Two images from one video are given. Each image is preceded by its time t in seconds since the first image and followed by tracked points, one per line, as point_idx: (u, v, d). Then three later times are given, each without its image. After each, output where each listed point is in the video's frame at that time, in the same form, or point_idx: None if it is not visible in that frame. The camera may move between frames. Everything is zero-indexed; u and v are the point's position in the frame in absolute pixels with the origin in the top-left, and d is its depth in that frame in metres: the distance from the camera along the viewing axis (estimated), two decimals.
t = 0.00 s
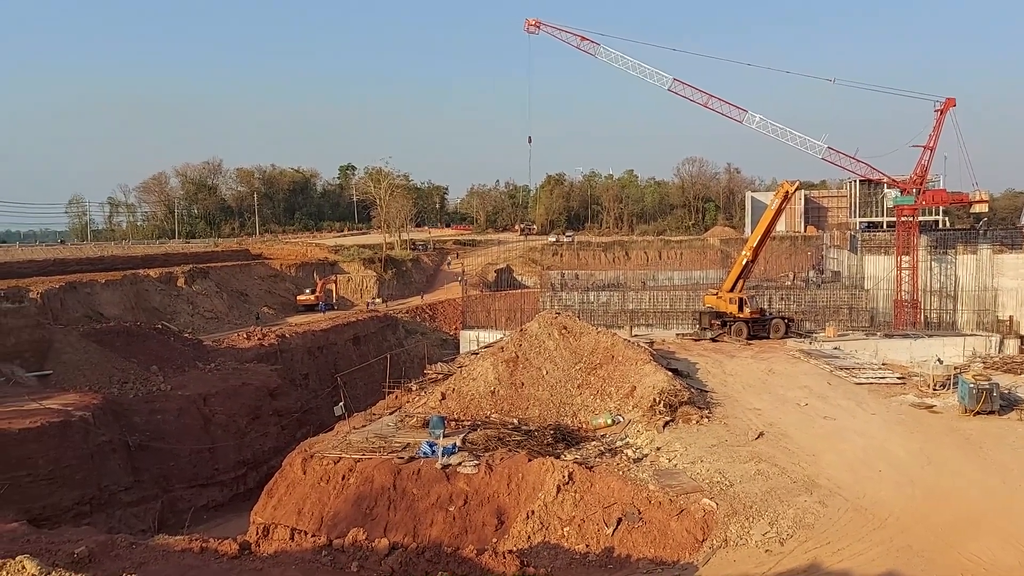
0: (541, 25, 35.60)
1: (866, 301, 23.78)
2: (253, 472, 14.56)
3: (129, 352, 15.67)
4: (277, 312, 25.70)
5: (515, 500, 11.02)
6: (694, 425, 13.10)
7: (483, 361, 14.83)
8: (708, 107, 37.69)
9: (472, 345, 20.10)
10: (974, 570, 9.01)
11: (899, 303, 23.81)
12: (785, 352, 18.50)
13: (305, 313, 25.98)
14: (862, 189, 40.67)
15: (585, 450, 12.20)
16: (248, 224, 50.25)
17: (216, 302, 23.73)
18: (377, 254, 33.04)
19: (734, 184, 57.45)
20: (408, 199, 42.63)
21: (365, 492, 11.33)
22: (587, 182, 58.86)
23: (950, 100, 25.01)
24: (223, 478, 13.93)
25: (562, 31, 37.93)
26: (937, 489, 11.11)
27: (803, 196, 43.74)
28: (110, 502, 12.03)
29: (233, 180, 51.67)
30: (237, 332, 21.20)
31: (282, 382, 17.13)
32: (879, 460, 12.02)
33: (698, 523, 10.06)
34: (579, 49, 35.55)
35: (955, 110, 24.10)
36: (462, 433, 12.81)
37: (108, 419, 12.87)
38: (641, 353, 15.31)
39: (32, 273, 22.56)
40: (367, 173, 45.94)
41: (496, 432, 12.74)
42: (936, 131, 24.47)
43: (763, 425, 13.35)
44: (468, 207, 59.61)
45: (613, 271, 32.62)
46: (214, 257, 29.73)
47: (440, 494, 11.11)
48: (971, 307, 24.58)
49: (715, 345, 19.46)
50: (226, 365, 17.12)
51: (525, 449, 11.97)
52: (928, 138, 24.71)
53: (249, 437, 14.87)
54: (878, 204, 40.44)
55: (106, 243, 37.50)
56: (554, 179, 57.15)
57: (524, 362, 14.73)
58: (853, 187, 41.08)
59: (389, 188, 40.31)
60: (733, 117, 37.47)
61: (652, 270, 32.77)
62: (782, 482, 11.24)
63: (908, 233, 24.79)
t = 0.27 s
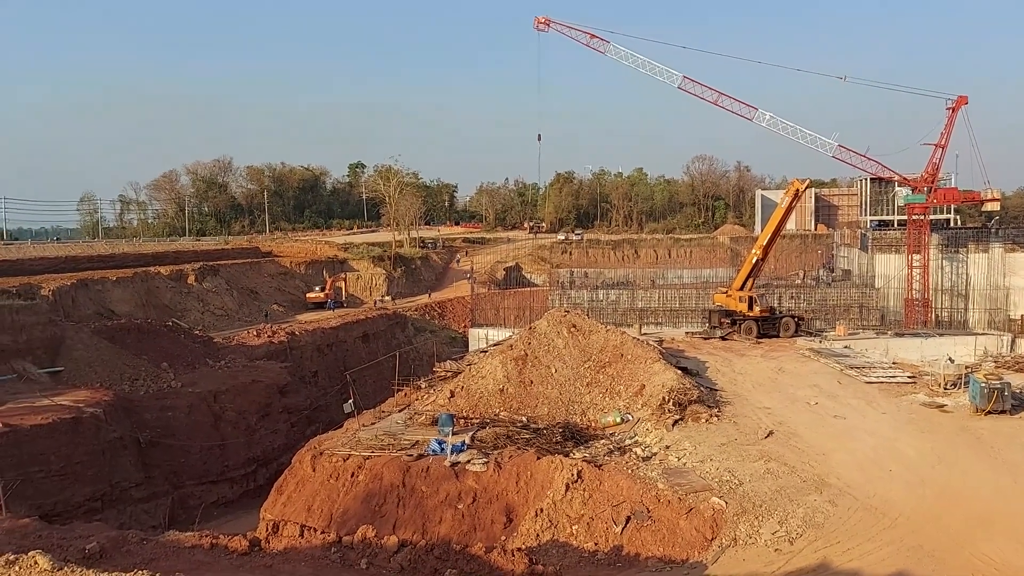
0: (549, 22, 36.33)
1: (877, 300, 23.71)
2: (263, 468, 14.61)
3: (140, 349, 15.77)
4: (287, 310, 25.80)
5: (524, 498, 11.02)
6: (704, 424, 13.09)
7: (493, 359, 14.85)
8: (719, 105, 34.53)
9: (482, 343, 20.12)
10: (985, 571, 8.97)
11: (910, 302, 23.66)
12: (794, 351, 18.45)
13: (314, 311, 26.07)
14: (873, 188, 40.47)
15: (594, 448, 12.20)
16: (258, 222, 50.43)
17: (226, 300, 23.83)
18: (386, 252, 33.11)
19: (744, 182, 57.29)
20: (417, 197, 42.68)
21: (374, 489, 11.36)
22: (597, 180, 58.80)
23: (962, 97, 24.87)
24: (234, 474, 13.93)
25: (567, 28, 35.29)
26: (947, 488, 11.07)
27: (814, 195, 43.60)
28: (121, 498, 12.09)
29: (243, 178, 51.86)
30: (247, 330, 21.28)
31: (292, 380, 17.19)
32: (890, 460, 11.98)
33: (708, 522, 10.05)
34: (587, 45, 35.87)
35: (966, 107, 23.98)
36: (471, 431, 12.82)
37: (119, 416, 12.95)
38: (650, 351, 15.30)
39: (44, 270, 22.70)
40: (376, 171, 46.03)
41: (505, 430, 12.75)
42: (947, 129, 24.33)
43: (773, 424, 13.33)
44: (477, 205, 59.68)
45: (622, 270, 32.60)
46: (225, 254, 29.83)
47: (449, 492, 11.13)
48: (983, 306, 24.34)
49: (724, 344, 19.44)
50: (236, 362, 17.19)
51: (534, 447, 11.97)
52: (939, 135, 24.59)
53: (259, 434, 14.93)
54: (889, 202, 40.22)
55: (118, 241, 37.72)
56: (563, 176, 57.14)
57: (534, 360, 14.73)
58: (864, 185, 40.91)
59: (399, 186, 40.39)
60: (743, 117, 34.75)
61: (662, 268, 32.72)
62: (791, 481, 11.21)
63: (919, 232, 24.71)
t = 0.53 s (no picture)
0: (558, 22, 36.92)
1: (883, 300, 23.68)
2: (270, 466, 14.65)
3: (147, 347, 15.83)
4: (293, 308, 25.86)
5: (529, 497, 11.03)
6: (710, 423, 13.08)
7: (498, 358, 14.87)
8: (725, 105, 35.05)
9: (487, 342, 20.14)
10: (991, 571, 8.95)
11: (917, 302, 23.76)
12: (801, 350, 18.43)
13: (320, 310, 26.12)
14: (880, 186, 40.37)
15: (600, 447, 12.20)
16: (265, 221, 50.57)
17: (233, 298, 23.88)
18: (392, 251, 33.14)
19: (751, 180, 57.23)
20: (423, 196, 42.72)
21: (380, 488, 11.38)
22: (603, 178, 58.80)
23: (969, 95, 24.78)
24: (240, 472, 13.99)
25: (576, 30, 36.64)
26: (954, 488, 11.05)
27: (821, 194, 43.53)
28: (128, 495, 12.14)
29: (249, 176, 52.00)
30: (253, 328, 21.33)
31: (298, 378, 17.23)
32: (896, 459, 11.96)
33: (713, 522, 10.04)
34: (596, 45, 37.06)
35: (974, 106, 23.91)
36: (477, 429, 12.84)
37: (126, 413, 13.00)
38: (656, 350, 15.29)
39: (51, 268, 22.78)
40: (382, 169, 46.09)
41: (511, 429, 12.77)
42: (955, 128, 24.26)
43: (779, 423, 13.32)
44: (483, 204, 59.75)
45: (628, 268, 32.59)
46: (231, 252, 29.89)
47: (455, 490, 11.14)
48: (990, 305, 24.37)
49: (731, 343, 19.42)
50: (243, 360, 17.25)
51: (539, 446, 11.98)
52: (947, 134, 24.52)
53: (265, 432, 14.97)
54: (896, 201, 40.11)
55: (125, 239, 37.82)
56: (569, 175, 57.16)
57: (539, 359, 14.74)
58: (871, 184, 40.81)
59: (405, 185, 40.45)
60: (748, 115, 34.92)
61: (668, 267, 32.71)
62: (797, 481, 11.20)
63: (926, 231, 24.65)
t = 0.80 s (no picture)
0: (563, 18, 34.58)
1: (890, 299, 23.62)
2: (276, 463, 14.69)
3: (155, 344, 15.89)
4: (300, 306, 25.91)
5: (535, 495, 11.03)
6: (716, 422, 13.07)
7: (504, 356, 14.89)
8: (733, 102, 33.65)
9: (493, 340, 20.15)
10: (998, 571, 8.92)
11: (925, 301, 23.74)
12: (808, 349, 18.40)
13: (327, 307, 26.18)
14: (887, 185, 40.22)
15: (606, 445, 12.21)
16: (272, 218, 50.65)
17: (240, 295, 23.94)
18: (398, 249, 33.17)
19: (758, 178, 57.10)
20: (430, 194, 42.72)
21: (386, 485, 11.41)
22: (609, 176, 58.72)
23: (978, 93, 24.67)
24: (247, 469, 14.04)
25: (581, 26, 34.33)
26: (961, 488, 11.01)
27: (828, 192, 43.42)
28: (135, 491, 12.19)
29: (256, 174, 52.08)
30: (260, 325, 21.38)
31: (305, 375, 17.27)
32: (903, 459, 11.93)
33: (720, 520, 10.02)
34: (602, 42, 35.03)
35: (983, 104, 23.82)
36: (483, 427, 12.86)
37: (133, 410, 13.05)
38: (663, 348, 15.28)
39: (60, 266, 22.88)
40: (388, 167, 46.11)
41: (516, 427, 12.78)
42: (963, 126, 24.17)
43: (785, 422, 13.30)
44: (490, 201, 59.74)
45: (635, 266, 32.56)
46: (238, 250, 29.97)
47: (461, 488, 11.15)
48: (998, 304, 24.43)
49: (737, 341, 19.40)
50: (250, 357, 17.30)
51: (545, 444, 11.99)
52: (955, 133, 24.43)
53: (272, 429, 15.01)
54: (904, 199, 39.98)
55: (134, 236, 37.96)
56: (576, 173, 57.10)
57: (546, 357, 14.74)
58: (878, 182, 40.68)
59: (411, 183, 40.47)
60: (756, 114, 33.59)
61: (675, 265, 32.67)
62: (804, 480, 11.19)
63: (934, 230, 24.57)
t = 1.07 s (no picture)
0: (573, 18, 34.22)
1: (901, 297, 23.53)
2: (286, 460, 14.75)
3: (165, 341, 15.97)
4: (310, 303, 25.99)
5: (544, 493, 11.04)
6: (725, 421, 13.06)
7: (513, 354, 14.90)
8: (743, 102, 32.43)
9: (502, 338, 20.17)
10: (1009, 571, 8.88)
11: (936, 300, 23.68)
12: (818, 348, 18.35)
13: (336, 305, 26.25)
14: (898, 183, 40.01)
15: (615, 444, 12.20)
16: (282, 216, 50.78)
17: (250, 293, 24.01)
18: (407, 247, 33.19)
19: (768, 176, 56.88)
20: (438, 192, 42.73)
21: (395, 482, 11.44)
22: (619, 174, 58.61)
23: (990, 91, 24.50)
24: (256, 466, 14.11)
25: (591, 24, 33.96)
26: (972, 488, 10.96)
27: (838, 190, 43.24)
28: (146, 488, 12.25)
29: (266, 172, 52.24)
30: (270, 323, 21.46)
31: (314, 373, 17.33)
32: (914, 458, 11.88)
33: (729, 519, 10.00)
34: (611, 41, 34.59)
35: (995, 102, 23.66)
36: (491, 425, 12.88)
37: (144, 407, 13.12)
38: (672, 347, 15.25)
39: (71, 263, 23.02)
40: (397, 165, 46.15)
41: (525, 425, 12.79)
42: (975, 124, 24.01)
43: (795, 421, 13.27)
44: (499, 199, 59.73)
45: (645, 265, 32.51)
46: (248, 248, 30.07)
47: (470, 486, 11.17)
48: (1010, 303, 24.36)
49: (747, 340, 19.36)
50: (260, 354, 17.36)
51: (554, 442, 11.98)
52: (967, 130, 24.28)
53: (282, 427, 15.06)
54: (915, 197, 39.78)
55: (145, 234, 38.15)
56: (585, 171, 57.03)
57: (554, 355, 14.75)
58: (889, 180, 40.48)
59: (420, 181, 40.49)
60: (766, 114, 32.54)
61: (684, 264, 32.60)
62: (813, 479, 11.16)
63: (945, 228, 24.44)
